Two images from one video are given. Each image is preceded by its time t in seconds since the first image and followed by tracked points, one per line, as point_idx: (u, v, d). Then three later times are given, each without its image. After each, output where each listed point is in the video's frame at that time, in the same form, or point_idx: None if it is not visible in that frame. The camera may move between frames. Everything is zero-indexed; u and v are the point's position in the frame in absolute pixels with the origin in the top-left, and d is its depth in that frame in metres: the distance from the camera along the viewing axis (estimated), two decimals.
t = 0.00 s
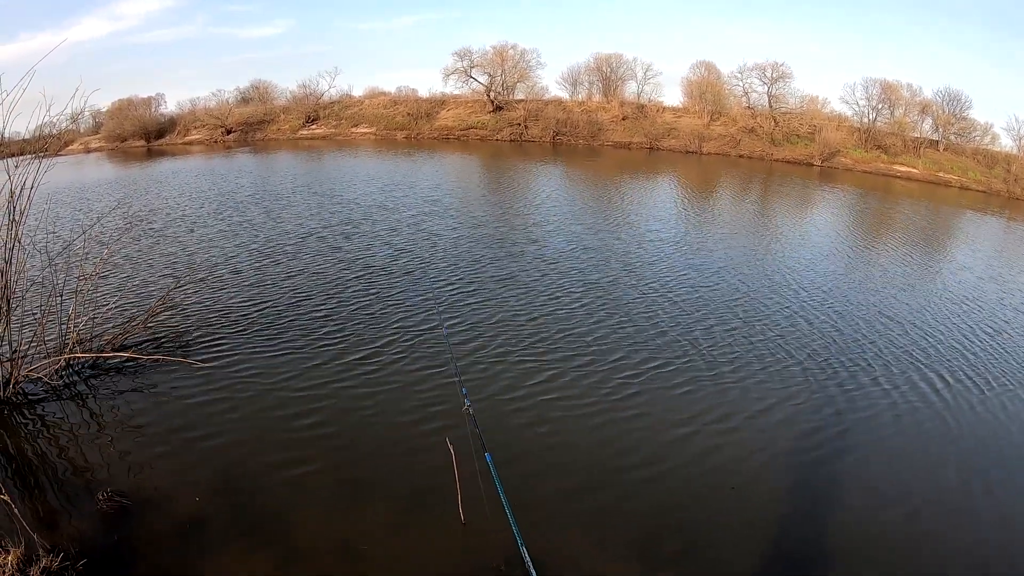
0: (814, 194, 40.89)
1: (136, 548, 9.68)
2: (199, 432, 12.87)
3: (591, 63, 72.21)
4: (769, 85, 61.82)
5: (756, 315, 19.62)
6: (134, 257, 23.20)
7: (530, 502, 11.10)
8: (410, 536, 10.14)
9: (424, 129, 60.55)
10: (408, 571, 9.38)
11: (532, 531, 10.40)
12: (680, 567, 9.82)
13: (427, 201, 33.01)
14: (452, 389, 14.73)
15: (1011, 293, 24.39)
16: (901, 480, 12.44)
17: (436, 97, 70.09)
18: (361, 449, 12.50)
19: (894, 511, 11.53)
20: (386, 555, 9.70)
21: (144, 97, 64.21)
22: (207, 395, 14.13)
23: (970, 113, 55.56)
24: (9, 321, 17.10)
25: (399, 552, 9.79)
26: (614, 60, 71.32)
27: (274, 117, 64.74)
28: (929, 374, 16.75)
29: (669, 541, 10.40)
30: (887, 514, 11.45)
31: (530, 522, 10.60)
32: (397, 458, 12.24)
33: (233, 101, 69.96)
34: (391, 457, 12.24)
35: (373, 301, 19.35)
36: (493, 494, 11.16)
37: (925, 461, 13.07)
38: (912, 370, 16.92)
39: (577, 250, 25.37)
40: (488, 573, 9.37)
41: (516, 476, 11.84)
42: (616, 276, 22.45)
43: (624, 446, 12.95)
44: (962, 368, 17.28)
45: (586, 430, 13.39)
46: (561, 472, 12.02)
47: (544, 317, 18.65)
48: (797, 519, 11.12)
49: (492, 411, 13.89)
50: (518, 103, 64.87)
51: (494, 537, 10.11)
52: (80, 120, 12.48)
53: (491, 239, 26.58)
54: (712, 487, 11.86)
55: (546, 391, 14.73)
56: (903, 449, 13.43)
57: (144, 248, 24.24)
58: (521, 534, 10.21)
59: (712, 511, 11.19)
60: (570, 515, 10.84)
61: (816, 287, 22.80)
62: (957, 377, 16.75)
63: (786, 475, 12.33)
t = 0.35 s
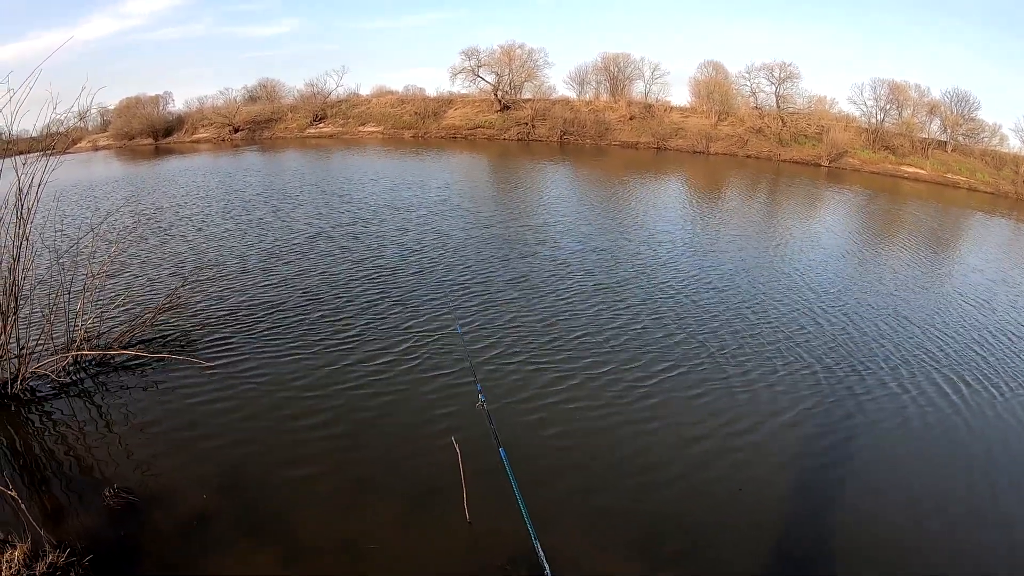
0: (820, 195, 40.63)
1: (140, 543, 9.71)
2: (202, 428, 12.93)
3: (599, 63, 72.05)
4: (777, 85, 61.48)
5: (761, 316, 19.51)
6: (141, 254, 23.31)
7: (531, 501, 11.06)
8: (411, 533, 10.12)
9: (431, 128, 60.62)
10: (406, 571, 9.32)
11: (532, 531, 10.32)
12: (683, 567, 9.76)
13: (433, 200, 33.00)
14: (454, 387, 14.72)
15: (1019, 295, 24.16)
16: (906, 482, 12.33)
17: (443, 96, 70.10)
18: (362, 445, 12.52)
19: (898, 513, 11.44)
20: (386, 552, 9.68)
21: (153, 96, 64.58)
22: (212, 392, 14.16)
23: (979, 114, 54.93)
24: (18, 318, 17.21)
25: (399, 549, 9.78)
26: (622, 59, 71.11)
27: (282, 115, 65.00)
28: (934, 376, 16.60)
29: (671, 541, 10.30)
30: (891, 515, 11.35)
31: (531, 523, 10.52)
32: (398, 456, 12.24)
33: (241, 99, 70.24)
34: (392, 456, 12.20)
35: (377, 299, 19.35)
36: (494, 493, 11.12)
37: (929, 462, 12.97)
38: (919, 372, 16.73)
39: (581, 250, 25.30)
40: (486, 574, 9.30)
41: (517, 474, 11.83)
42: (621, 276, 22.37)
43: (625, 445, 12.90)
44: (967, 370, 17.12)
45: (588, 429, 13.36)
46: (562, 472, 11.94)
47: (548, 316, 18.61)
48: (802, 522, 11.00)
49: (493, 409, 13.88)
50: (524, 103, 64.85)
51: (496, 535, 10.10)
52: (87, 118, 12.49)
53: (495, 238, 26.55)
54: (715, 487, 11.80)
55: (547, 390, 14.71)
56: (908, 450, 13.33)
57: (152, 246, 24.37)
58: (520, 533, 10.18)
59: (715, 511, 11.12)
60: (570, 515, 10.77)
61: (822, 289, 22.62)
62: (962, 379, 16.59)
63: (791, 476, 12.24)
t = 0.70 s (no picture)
0: (825, 195, 40.45)
1: (144, 542, 9.71)
2: (206, 428, 12.94)
3: (604, 62, 71.94)
4: (782, 85, 61.14)
5: (767, 316, 19.41)
6: (146, 254, 23.37)
7: (534, 501, 11.03)
8: (414, 533, 10.11)
9: (436, 128, 60.64)
10: (408, 571, 9.28)
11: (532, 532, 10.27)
12: (687, 567, 9.71)
13: (437, 200, 33.01)
14: (458, 387, 14.70)
15: None
16: (912, 483, 12.23)
17: (448, 96, 70.14)
18: (365, 445, 12.51)
19: (904, 514, 11.34)
20: (389, 551, 9.67)
21: (159, 96, 64.79)
22: (215, 392, 14.18)
23: (984, 114, 54.34)
24: (24, 316, 17.27)
25: (402, 548, 9.76)
26: (627, 59, 70.96)
27: (287, 115, 65.14)
28: (940, 376, 16.49)
29: (674, 541, 10.24)
30: (897, 517, 11.26)
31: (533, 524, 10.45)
32: (401, 455, 12.23)
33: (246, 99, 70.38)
34: (394, 456, 12.19)
35: (381, 299, 19.34)
36: (497, 492, 11.10)
37: (935, 463, 12.89)
38: (925, 374, 16.57)
39: (585, 250, 25.25)
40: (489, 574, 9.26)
41: (520, 473, 11.80)
42: (625, 276, 22.30)
43: (629, 444, 12.85)
44: (974, 371, 17.00)
45: (592, 429, 13.31)
46: (564, 473, 11.87)
47: (552, 316, 18.56)
48: (808, 522, 10.92)
49: (496, 409, 13.85)
50: (529, 103, 64.83)
51: (499, 534, 10.07)
52: (94, 118, 12.48)
53: (499, 238, 26.52)
54: (720, 487, 11.73)
55: (551, 390, 14.67)
56: (914, 451, 13.23)
57: (157, 245, 24.43)
58: (523, 532, 10.16)
59: (720, 511, 11.05)
60: (573, 515, 10.73)
61: (827, 289, 22.47)
62: (969, 380, 16.46)
63: (796, 476, 12.15)
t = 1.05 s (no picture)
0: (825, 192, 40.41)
1: (144, 542, 9.69)
2: (206, 427, 12.93)
3: (605, 60, 71.83)
4: (784, 82, 60.91)
5: (768, 314, 19.36)
6: (147, 253, 23.37)
7: (534, 499, 11.00)
8: (414, 531, 10.10)
9: (437, 127, 60.62)
10: (408, 571, 9.25)
11: (532, 532, 10.23)
12: (689, 566, 9.68)
13: (437, 199, 33.00)
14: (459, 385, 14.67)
15: None
16: (912, 481, 12.20)
17: (449, 94, 70.09)
18: (365, 444, 12.49)
19: (906, 513, 11.31)
20: (388, 550, 9.66)
21: (160, 95, 64.81)
22: (215, 391, 14.17)
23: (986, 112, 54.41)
24: (25, 315, 17.30)
25: (402, 547, 9.74)
26: (628, 56, 70.81)
27: (288, 113, 65.15)
28: (941, 375, 16.45)
29: (674, 541, 10.21)
30: (899, 516, 11.21)
31: (532, 524, 10.42)
32: (400, 454, 12.22)
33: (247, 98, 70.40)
34: (394, 454, 12.18)
35: (382, 297, 19.33)
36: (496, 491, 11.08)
37: (936, 462, 12.85)
38: (926, 372, 16.52)
39: (586, 248, 25.22)
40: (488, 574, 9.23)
41: (520, 472, 11.78)
42: (626, 275, 22.27)
43: (629, 443, 12.81)
44: (975, 369, 16.97)
45: (592, 427, 13.28)
46: (565, 472, 11.83)
47: (553, 315, 18.54)
48: (810, 521, 10.90)
49: (496, 408, 13.82)
50: (530, 101, 64.79)
51: (498, 533, 10.05)
52: (95, 117, 12.46)
53: (500, 236, 26.48)
54: (721, 485, 11.70)
55: (551, 388, 14.64)
56: (915, 449, 13.20)
57: (157, 244, 24.45)
58: (523, 531, 10.14)
59: (720, 510, 11.03)
60: (573, 513, 10.71)
61: (828, 287, 22.41)
62: (970, 378, 16.42)
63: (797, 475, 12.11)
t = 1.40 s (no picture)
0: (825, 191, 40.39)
1: (144, 541, 9.70)
2: (206, 426, 12.94)
3: (605, 58, 71.75)
4: (783, 80, 60.84)
5: (768, 312, 19.37)
6: (147, 252, 23.39)
7: (534, 498, 11.03)
8: (415, 531, 10.12)
9: (437, 125, 60.59)
10: (408, 572, 9.25)
11: (532, 532, 10.23)
12: (689, 565, 9.69)
13: (437, 197, 33.01)
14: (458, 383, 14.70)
15: None
16: (912, 480, 12.22)
17: (449, 92, 70.04)
18: (364, 442, 12.52)
19: (904, 511, 11.33)
20: (389, 549, 9.69)
21: (160, 93, 64.75)
22: (214, 390, 14.18)
23: (986, 110, 54.34)
24: (25, 315, 17.32)
25: (402, 548, 9.74)
26: (628, 54, 70.71)
27: (287, 112, 65.13)
28: (940, 372, 16.47)
29: (675, 539, 10.24)
30: (898, 514, 11.23)
31: (532, 523, 10.42)
32: (401, 453, 12.23)
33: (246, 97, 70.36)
34: (393, 452, 12.22)
35: (382, 296, 19.35)
36: (496, 490, 11.09)
37: (936, 460, 12.87)
38: (925, 370, 16.52)
39: (585, 246, 25.22)
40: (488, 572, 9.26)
41: (519, 470, 11.81)
42: (625, 273, 22.30)
43: (629, 441, 12.84)
44: (974, 367, 16.98)
45: (591, 424, 13.32)
46: (564, 471, 11.83)
47: (553, 313, 18.55)
48: (809, 519, 10.91)
49: (495, 405, 13.86)
50: (530, 100, 64.76)
51: (498, 532, 10.07)
52: (94, 116, 12.39)
53: (500, 234, 26.49)
54: (721, 485, 11.69)
55: (551, 386, 14.65)
56: (914, 447, 13.21)
57: (156, 243, 24.44)
58: (523, 529, 10.15)
59: (721, 510, 11.02)
60: (573, 513, 10.71)
61: (829, 285, 22.38)
62: (969, 375, 16.43)
63: (797, 474, 12.12)
